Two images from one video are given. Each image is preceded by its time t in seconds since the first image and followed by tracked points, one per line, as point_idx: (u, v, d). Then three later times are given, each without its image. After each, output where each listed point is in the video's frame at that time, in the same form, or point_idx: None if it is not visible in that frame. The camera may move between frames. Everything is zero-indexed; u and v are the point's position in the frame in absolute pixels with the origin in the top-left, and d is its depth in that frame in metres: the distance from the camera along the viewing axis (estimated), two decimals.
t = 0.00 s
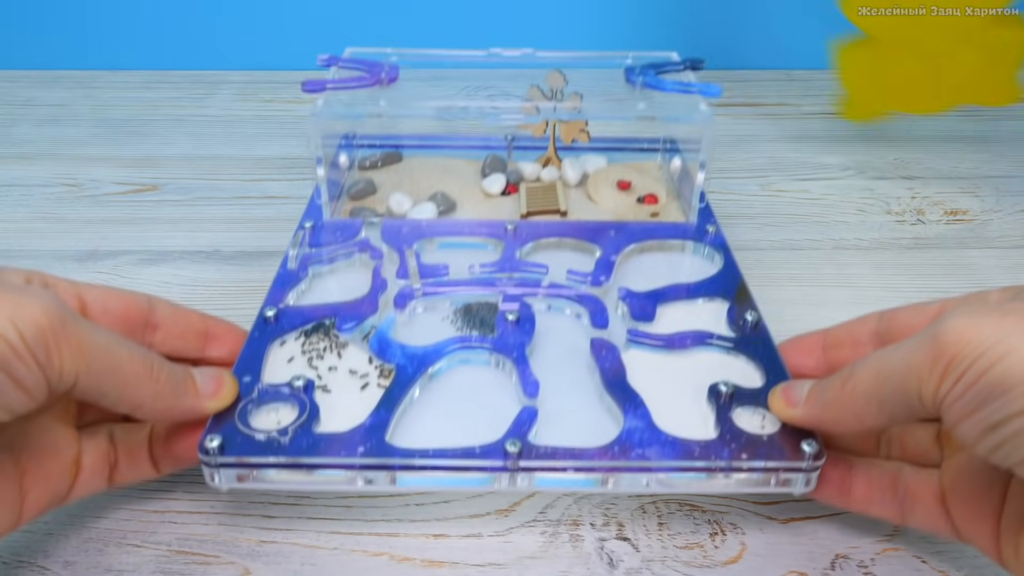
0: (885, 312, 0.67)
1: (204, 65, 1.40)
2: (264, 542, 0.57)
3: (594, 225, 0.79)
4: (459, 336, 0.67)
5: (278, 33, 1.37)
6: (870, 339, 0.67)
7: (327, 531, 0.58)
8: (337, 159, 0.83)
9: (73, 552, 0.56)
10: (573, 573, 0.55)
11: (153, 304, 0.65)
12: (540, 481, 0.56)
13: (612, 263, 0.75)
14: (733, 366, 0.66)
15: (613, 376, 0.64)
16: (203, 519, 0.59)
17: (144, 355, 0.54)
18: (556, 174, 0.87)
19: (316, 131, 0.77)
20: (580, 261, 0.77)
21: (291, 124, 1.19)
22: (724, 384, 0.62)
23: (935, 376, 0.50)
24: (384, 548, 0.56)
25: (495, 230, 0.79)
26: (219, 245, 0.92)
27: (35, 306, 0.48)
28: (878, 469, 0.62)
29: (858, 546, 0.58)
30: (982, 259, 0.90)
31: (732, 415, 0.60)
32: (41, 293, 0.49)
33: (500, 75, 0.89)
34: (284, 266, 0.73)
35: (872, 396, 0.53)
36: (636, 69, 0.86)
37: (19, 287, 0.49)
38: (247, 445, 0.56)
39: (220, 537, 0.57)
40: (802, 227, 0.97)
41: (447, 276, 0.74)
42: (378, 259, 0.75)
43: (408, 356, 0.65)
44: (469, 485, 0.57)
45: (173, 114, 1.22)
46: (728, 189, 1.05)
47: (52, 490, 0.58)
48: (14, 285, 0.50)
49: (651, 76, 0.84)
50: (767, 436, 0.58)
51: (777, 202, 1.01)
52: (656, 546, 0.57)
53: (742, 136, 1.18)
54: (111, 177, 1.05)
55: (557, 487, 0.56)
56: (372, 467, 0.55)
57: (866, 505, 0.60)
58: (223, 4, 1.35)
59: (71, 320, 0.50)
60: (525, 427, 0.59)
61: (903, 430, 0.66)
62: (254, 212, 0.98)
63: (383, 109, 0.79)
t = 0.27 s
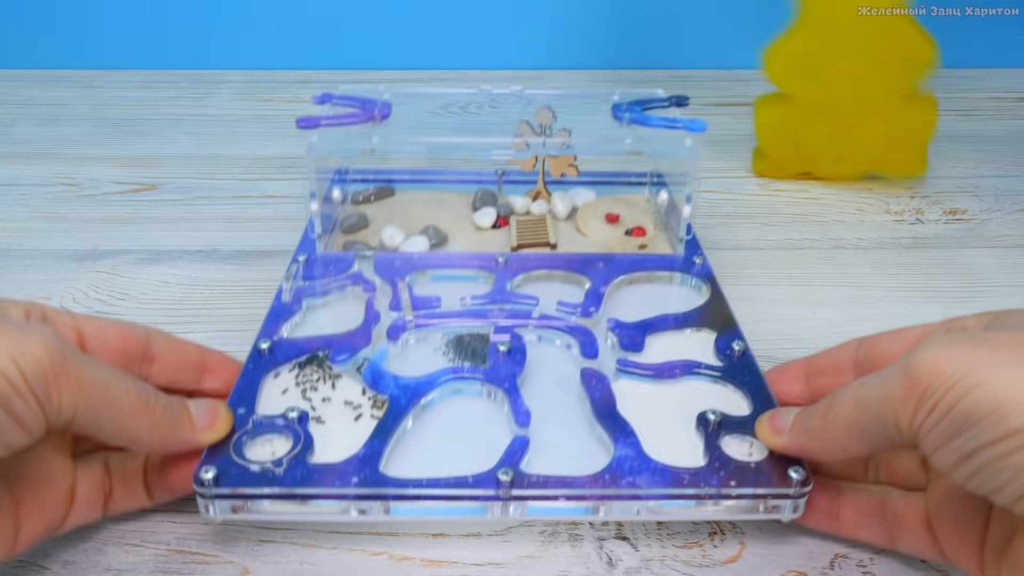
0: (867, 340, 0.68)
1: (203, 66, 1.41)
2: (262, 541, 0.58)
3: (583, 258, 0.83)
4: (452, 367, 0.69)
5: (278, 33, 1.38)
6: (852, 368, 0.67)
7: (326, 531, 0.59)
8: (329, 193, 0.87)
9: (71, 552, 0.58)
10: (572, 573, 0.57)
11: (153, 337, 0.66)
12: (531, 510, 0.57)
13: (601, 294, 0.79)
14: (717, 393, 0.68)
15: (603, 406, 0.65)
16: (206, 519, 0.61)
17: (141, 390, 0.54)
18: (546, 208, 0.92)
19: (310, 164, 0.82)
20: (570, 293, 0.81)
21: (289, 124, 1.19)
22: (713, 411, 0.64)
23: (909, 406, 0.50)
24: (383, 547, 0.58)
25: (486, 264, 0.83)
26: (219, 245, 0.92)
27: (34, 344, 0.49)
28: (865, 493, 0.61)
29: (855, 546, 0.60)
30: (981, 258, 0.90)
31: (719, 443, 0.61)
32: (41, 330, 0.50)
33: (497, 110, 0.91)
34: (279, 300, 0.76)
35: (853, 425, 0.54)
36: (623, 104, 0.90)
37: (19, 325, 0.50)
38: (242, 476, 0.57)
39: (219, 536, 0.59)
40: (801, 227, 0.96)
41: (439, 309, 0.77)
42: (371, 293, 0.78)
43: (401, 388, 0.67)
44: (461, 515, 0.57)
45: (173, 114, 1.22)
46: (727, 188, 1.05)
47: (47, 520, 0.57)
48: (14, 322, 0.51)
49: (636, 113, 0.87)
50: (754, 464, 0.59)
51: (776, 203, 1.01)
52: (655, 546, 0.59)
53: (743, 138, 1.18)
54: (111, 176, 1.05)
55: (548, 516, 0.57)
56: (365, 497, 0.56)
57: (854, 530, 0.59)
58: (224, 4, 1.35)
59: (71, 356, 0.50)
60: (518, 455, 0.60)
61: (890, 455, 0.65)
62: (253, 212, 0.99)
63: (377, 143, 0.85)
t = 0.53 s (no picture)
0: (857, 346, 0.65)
1: (203, 66, 1.40)
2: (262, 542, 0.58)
3: (576, 269, 0.84)
4: (448, 383, 0.69)
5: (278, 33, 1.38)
6: (841, 376, 0.65)
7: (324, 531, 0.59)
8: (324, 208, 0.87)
9: (71, 551, 0.57)
10: (572, 573, 0.56)
11: (156, 354, 0.65)
12: (528, 526, 0.57)
13: (595, 305, 0.79)
14: (710, 403, 0.67)
15: (597, 419, 0.65)
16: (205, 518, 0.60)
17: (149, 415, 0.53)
18: (539, 217, 0.92)
19: (302, 179, 0.82)
20: (563, 302, 0.81)
21: (288, 124, 1.19)
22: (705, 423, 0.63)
23: (890, 419, 0.49)
24: (383, 547, 0.58)
25: (480, 276, 0.83)
26: (218, 245, 0.91)
27: (42, 369, 0.48)
28: (864, 502, 0.59)
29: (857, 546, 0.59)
30: (981, 258, 0.88)
31: (713, 455, 0.61)
32: (50, 354, 0.49)
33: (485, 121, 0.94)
34: (274, 316, 0.76)
35: (837, 439, 0.52)
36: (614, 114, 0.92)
37: (29, 347, 0.49)
38: (242, 497, 0.57)
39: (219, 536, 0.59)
40: (801, 227, 0.95)
41: (434, 323, 0.77)
42: (367, 308, 0.78)
43: (398, 406, 0.66)
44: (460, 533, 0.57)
45: (173, 114, 1.22)
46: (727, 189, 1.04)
47: (43, 535, 0.55)
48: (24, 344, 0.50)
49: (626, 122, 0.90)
50: (748, 475, 0.59)
51: (777, 202, 0.99)
52: (655, 547, 0.58)
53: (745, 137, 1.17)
54: (110, 176, 1.05)
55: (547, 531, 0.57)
56: (364, 516, 0.56)
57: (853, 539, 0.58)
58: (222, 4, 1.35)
59: (80, 380, 0.50)
60: (514, 471, 0.60)
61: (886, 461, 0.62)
62: (253, 212, 0.98)
63: (366, 159, 0.85)
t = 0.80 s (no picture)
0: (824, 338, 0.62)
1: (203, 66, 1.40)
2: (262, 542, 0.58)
3: (569, 269, 0.84)
4: (442, 384, 0.69)
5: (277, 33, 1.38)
6: (817, 370, 0.63)
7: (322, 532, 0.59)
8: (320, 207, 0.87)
9: (71, 552, 0.57)
10: (572, 574, 0.56)
11: (162, 356, 0.63)
12: (521, 526, 0.57)
13: (588, 305, 0.79)
14: (703, 404, 0.67)
15: (590, 420, 0.65)
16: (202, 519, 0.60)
17: (150, 421, 0.53)
18: (533, 215, 0.92)
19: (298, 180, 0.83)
20: (557, 302, 0.81)
21: (287, 124, 1.18)
22: (695, 424, 0.63)
23: (859, 420, 0.49)
24: (383, 547, 0.57)
25: (476, 277, 0.83)
26: (218, 245, 0.91)
27: (51, 375, 0.47)
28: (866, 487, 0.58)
29: (857, 547, 0.58)
30: (982, 258, 0.88)
31: (703, 455, 0.61)
32: (56, 360, 0.49)
33: (487, 122, 0.94)
34: (271, 318, 0.76)
35: (816, 441, 0.52)
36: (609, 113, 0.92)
37: (35, 352, 0.49)
38: (240, 500, 0.57)
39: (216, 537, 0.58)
40: (802, 227, 0.95)
41: (429, 325, 0.77)
42: (363, 310, 0.78)
43: (393, 407, 0.66)
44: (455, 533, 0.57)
45: (172, 114, 1.22)
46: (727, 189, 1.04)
47: (39, 534, 0.55)
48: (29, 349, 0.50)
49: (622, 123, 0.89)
50: (737, 475, 0.59)
51: (777, 202, 0.99)
52: (655, 547, 0.58)
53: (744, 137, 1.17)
54: (111, 177, 1.05)
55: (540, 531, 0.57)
56: (361, 518, 0.56)
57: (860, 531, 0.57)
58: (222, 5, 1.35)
59: (86, 387, 0.49)
60: (507, 472, 0.60)
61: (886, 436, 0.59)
62: (252, 212, 0.98)
63: (362, 162, 0.86)
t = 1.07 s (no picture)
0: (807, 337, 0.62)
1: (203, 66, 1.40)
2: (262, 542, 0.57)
3: (564, 268, 0.84)
4: (438, 384, 0.69)
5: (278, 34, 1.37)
6: (805, 370, 0.63)
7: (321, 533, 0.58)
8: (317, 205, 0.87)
9: (71, 552, 0.57)
10: (572, 573, 0.55)
11: (163, 355, 0.62)
12: (517, 526, 0.57)
13: (583, 305, 0.78)
14: (696, 405, 0.67)
15: (585, 420, 0.65)
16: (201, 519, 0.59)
17: (149, 421, 0.53)
18: (528, 214, 0.92)
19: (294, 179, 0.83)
20: (551, 301, 0.81)
21: (287, 123, 1.18)
22: (689, 425, 0.63)
23: (846, 424, 0.49)
24: (382, 548, 0.57)
25: (471, 276, 0.83)
26: (218, 245, 0.91)
27: (54, 376, 0.47)
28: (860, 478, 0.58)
29: (857, 547, 0.57)
30: (982, 258, 0.88)
31: (696, 455, 0.61)
32: (59, 360, 0.48)
33: (486, 123, 0.94)
34: (268, 317, 0.76)
35: (807, 445, 0.52)
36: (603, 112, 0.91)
37: (38, 352, 0.48)
38: (238, 500, 0.57)
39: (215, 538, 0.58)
40: (802, 227, 0.94)
41: (425, 324, 0.76)
42: (360, 309, 0.78)
43: (390, 407, 0.66)
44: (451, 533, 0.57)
45: (172, 114, 1.22)
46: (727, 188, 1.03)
47: (34, 532, 0.54)
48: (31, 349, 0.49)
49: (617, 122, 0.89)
50: (730, 476, 0.59)
51: (777, 202, 0.99)
52: (655, 546, 0.57)
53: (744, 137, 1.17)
54: (111, 177, 1.04)
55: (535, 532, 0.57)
56: (357, 518, 0.56)
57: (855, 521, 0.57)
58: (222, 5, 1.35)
59: (89, 388, 0.49)
60: (502, 474, 0.59)
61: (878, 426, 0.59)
62: (252, 212, 0.98)
63: (358, 162, 0.86)
